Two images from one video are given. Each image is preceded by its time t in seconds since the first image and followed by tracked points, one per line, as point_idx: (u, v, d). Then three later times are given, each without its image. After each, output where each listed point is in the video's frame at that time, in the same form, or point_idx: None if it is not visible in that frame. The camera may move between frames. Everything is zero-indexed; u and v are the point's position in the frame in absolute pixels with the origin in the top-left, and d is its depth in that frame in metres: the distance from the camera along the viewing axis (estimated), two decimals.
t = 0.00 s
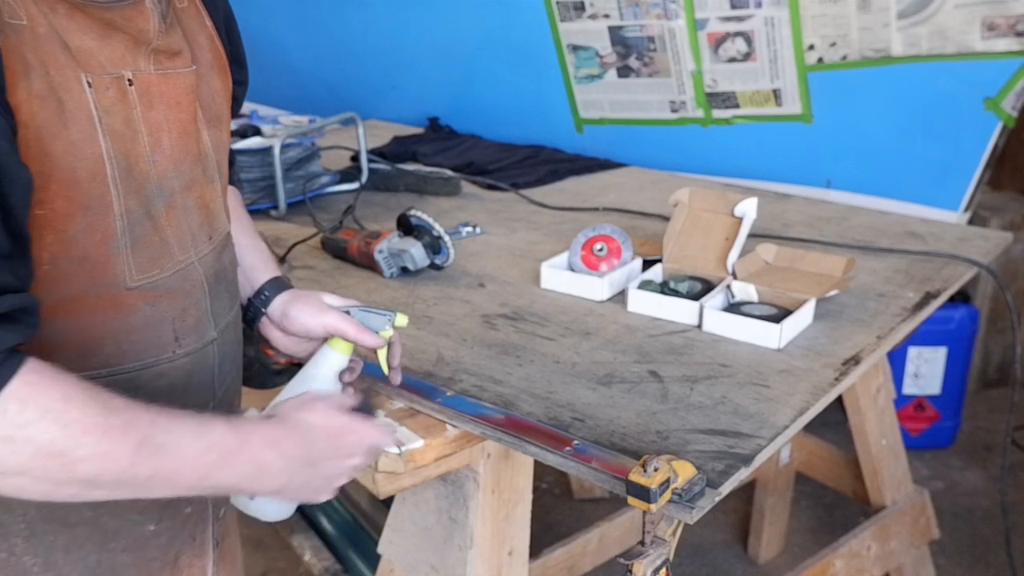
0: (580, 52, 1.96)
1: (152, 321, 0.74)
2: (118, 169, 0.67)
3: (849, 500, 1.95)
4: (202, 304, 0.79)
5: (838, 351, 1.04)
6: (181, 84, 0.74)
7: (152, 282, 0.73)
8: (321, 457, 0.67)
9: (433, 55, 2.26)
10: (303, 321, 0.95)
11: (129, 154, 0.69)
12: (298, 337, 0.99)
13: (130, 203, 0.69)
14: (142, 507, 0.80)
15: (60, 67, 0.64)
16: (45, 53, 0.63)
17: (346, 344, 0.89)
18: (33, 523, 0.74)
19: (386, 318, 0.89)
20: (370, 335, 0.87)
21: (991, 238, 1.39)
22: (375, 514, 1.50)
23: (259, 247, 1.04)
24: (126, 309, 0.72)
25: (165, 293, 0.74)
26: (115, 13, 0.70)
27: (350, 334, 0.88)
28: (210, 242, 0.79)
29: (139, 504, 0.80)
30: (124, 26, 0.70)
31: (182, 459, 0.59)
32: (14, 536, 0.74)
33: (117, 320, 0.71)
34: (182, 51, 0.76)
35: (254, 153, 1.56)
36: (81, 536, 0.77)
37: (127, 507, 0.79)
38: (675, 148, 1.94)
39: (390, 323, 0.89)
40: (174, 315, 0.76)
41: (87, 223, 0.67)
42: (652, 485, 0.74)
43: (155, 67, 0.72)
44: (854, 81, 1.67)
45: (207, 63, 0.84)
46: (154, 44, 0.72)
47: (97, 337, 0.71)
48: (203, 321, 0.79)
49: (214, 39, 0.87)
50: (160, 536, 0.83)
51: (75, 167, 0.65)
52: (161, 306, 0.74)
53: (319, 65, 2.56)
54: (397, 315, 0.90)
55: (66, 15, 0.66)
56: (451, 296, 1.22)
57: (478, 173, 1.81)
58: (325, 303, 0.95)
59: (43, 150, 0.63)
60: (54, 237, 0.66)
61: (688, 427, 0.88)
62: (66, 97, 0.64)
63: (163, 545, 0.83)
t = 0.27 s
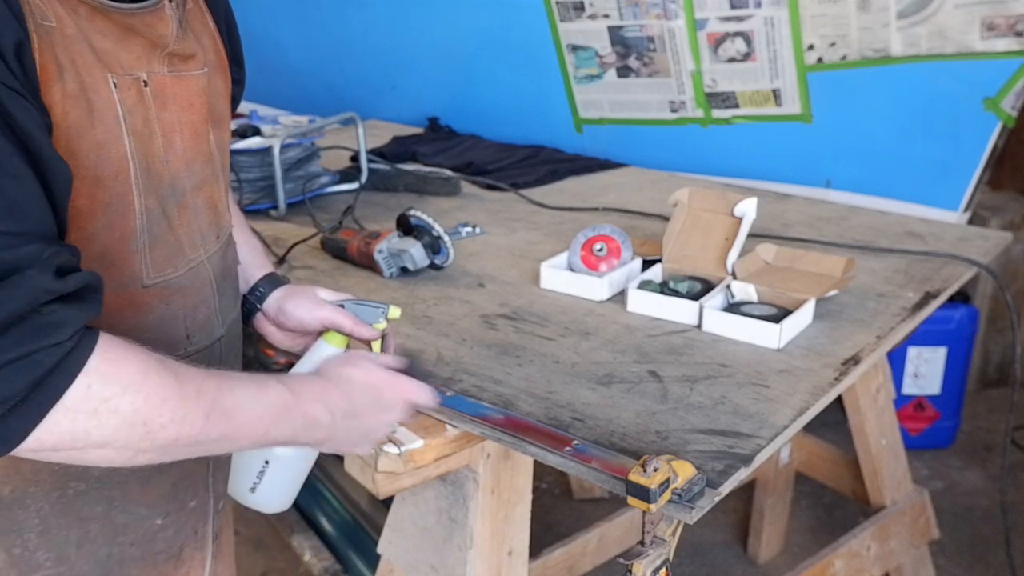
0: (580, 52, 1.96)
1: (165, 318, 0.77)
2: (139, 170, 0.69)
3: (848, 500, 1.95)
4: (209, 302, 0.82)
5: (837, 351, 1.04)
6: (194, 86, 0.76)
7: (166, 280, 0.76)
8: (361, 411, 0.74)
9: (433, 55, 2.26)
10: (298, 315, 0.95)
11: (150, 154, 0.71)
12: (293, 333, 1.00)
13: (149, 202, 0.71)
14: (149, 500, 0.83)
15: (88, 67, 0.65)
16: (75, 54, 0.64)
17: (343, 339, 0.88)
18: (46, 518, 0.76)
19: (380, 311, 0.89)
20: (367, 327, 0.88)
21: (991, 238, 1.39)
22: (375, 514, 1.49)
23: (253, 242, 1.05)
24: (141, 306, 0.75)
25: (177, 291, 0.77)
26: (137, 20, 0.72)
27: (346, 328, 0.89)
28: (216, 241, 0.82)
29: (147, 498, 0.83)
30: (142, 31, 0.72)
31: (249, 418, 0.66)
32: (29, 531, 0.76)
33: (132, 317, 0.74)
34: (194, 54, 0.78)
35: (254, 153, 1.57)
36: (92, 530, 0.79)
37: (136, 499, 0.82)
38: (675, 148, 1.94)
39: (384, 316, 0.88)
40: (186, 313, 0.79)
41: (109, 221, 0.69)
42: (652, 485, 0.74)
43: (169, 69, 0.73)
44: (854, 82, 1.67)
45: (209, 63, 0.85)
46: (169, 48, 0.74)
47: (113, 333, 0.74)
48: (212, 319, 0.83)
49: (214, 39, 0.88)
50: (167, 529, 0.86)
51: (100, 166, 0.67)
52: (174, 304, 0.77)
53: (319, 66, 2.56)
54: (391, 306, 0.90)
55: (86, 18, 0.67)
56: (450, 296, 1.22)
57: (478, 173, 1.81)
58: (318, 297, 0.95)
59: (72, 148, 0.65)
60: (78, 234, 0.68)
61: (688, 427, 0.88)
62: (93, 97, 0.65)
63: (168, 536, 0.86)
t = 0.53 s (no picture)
0: (579, 52, 1.96)
1: (170, 320, 0.78)
2: (150, 174, 0.70)
3: (848, 500, 1.95)
4: (213, 303, 0.83)
5: (837, 351, 1.04)
6: (200, 91, 0.76)
7: (173, 282, 0.76)
8: (428, 442, 0.68)
9: (433, 56, 2.26)
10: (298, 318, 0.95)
11: (159, 159, 0.71)
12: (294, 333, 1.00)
13: (158, 206, 0.72)
14: (151, 499, 0.84)
15: (102, 75, 0.64)
16: (88, 60, 0.63)
17: (342, 340, 0.88)
18: (50, 517, 0.76)
19: (379, 313, 0.89)
20: (367, 329, 0.88)
21: (991, 238, 1.39)
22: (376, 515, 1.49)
23: (254, 243, 1.05)
24: (148, 308, 0.75)
25: (183, 292, 0.78)
26: (149, 26, 0.70)
27: (345, 330, 0.88)
28: (221, 243, 0.83)
29: (149, 497, 0.83)
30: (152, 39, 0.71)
31: (295, 434, 0.63)
32: (33, 531, 0.76)
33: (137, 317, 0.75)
34: (201, 60, 0.78)
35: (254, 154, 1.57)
36: (95, 528, 0.79)
37: (139, 498, 0.82)
38: (675, 148, 1.94)
39: (384, 318, 0.88)
40: (191, 315, 0.80)
41: (120, 224, 0.69)
42: (652, 485, 0.74)
43: (176, 74, 0.73)
44: (854, 83, 1.67)
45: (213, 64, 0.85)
46: (178, 54, 0.74)
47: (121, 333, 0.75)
48: (214, 319, 0.84)
49: (219, 39, 0.88)
50: (167, 525, 0.86)
51: (112, 171, 0.66)
52: (178, 305, 0.78)
53: (319, 66, 2.56)
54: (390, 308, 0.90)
55: (99, 24, 0.65)
56: (450, 296, 1.22)
57: (478, 174, 1.81)
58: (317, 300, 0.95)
59: (86, 155, 0.64)
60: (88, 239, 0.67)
61: (688, 427, 0.88)
62: (107, 104, 0.65)
63: (168, 533, 0.86)
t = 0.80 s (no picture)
0: (580, 52, 1.96)
1: (171, 321, 0.76)
2: (146, 177, 0.69)
3: (848, 499, 1.95)
4: (216, 302, 0.81)
5: (837, 351, 1.04)
6: (201, 91, 0.75)
7: (173, 284, 0.75)
8: (352, 483, 0.67)
9: (433, 55, 2.26)
10: (303, 320, 0.96)
11: (157, 163, 0.70)
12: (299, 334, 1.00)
13: (157, 208, 0.70)
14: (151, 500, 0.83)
15: (96, 79, 0.64)
16: (83, 64, 0.64)
17: (348, 343, 0.89)
18: (53, 517, 0.77)
19: (385, 316, 0.90)
20: (371, 332, 0.88)
21: (990, 238, 1.39)
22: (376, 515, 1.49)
23: (261, 243, 1.04)
24: (147, 310, 0.74)
25: (184, 294, 0.76)
26: (147, 25, 0.71)
27: (351, 332, 0.88)
28: (224, 243, 0.81)
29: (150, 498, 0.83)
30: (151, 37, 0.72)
31: (216, 470, 0.62)
32: (35, 531, 0.76)
33: (138, 319, 0.74)
34: (202, 59, 0.77)
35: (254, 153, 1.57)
36: (97, 528, 0.80)
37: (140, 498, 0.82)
38: (675, 148, 1.94)
39: (390, 322, 0.90)
40: (192, 317, 0.78)
41: (117, 228, 0.68)
42: (652, 485, 0.74)
43: (177, 74, 0.73)
44: (854, 83, 1.67)
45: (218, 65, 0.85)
46: (179, 53, 0.74)
47: (120, 336, 0.74)
48: (218, 318, 0.82)
49: (224, 41, 0.88)
50: (169, 525, 0.86)
51: (107, 175, 0.66)
52: (179, 306, 0.77)
53: (319, 66, 2.56)
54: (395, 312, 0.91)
55: (97, 25, 0.66)
56: (450, 296, 1.22)
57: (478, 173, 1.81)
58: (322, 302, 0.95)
59: (81, 159, 0.64)
60: (85, 243, 0.67)
61: (688, 427, 0.88)
62: (101, 108, 0.65)
63: (170, 533, 0.86)
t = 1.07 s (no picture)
0: (580, 52, 1.96)
1: (172, 316, 0.73)
2: (137, 168, 0.68)
3: (847, 500, 1.95)
4: (218, 297, 0.78)
5: (837, 351, 1.04)
6: (196, 83, 0.74)
7: (172, 277, 0.72)
8: (241, 558, 0.60)
9: (433, 55, 2.26)
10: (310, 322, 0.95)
11: (147, 154, 0.69)
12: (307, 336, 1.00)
13: (149, 200, 0.69)
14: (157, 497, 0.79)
15: (82, 68, 0.64)
16: (68, 55, 0.63)
17: (355, 346, 0.88)
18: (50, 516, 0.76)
19: (393, 319, 0.90)
20: (377, 335, 0.88)
21: (990, 238, 1.39)
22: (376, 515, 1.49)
23: (270, 245, 1.04)
24: (147, 304, 0.71)
25: (183, 288, 0.74)
26: (136, 15, 0.71)
27: (357, 335, 0.88)
28: (224, 238, 0.79)
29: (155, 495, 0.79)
30: (142, 28, 0.71)
31: (84, 522, 0.53)
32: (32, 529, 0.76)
33: (138, 316, 0.70)
34: (197, 51, 0.77)
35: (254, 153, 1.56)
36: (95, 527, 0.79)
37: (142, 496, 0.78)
38: (675, 148, 1.94)
39: (398, 324, 0.90)
40: (194, 310, 0.75)
41: (112, 221, 0.66)
42: (652, 485, 0.74)
43: (172, 67, 0.72)
44: (853, 83, 1.67)
45: (220, 62, 0.85)
46: (172, 45, 0.73)
47: (120, 333, 0.70)
48: (220, 314, 0.78)
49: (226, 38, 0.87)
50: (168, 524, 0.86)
51: (96, 166, 0.65)
52: (180, 301, 0.73)
53: (319, 66, 2.56)
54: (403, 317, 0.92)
55: (85, 16, 0.67)
56: (450, 296, 1.22)
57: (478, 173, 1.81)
58: (330, 304, 0.95)
59: (66, 150, 0.63)
60: (79, 238, 0.65)
61: (688, 427, 0.88)
62: (86, 98, 0.64)
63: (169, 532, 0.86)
